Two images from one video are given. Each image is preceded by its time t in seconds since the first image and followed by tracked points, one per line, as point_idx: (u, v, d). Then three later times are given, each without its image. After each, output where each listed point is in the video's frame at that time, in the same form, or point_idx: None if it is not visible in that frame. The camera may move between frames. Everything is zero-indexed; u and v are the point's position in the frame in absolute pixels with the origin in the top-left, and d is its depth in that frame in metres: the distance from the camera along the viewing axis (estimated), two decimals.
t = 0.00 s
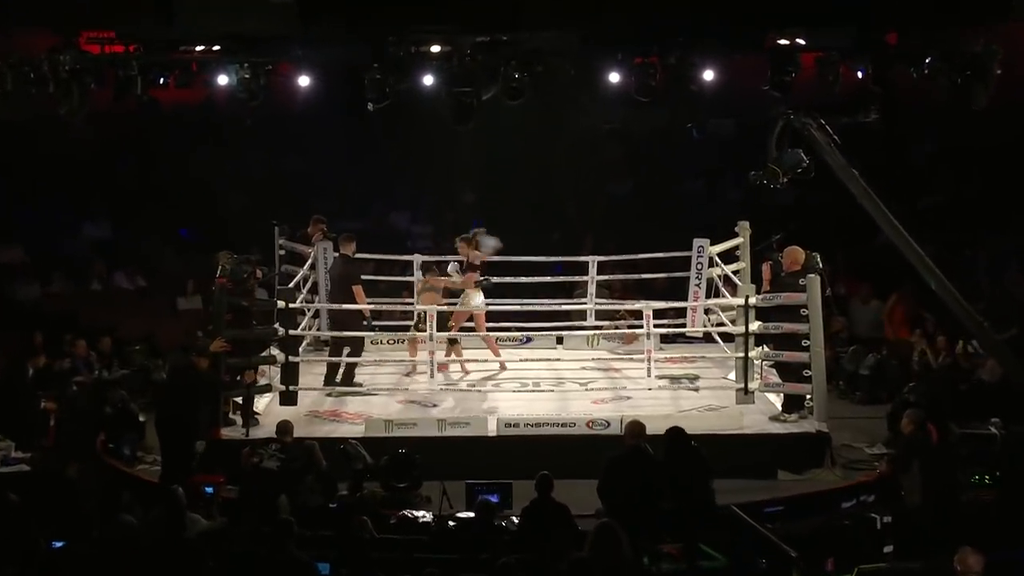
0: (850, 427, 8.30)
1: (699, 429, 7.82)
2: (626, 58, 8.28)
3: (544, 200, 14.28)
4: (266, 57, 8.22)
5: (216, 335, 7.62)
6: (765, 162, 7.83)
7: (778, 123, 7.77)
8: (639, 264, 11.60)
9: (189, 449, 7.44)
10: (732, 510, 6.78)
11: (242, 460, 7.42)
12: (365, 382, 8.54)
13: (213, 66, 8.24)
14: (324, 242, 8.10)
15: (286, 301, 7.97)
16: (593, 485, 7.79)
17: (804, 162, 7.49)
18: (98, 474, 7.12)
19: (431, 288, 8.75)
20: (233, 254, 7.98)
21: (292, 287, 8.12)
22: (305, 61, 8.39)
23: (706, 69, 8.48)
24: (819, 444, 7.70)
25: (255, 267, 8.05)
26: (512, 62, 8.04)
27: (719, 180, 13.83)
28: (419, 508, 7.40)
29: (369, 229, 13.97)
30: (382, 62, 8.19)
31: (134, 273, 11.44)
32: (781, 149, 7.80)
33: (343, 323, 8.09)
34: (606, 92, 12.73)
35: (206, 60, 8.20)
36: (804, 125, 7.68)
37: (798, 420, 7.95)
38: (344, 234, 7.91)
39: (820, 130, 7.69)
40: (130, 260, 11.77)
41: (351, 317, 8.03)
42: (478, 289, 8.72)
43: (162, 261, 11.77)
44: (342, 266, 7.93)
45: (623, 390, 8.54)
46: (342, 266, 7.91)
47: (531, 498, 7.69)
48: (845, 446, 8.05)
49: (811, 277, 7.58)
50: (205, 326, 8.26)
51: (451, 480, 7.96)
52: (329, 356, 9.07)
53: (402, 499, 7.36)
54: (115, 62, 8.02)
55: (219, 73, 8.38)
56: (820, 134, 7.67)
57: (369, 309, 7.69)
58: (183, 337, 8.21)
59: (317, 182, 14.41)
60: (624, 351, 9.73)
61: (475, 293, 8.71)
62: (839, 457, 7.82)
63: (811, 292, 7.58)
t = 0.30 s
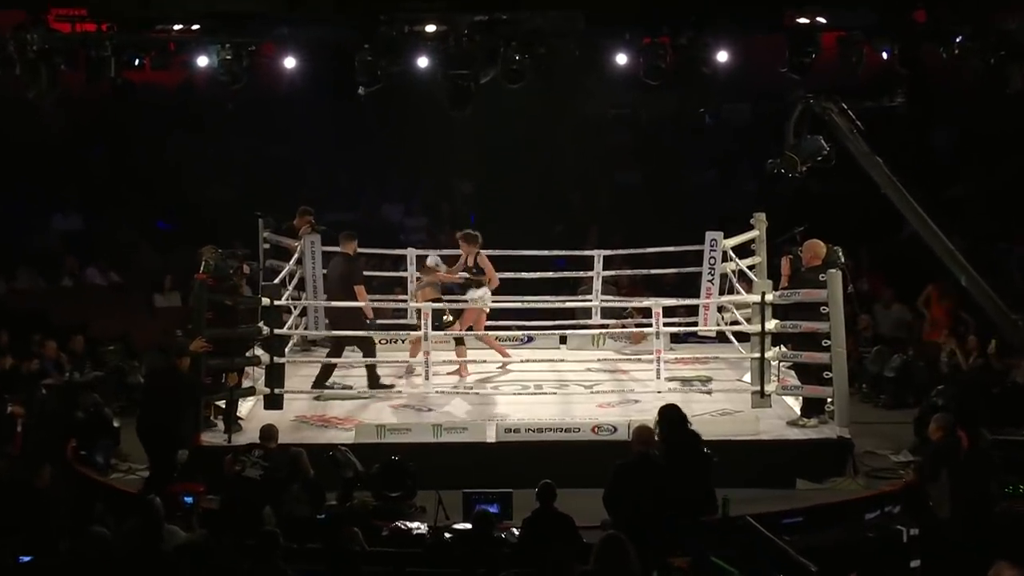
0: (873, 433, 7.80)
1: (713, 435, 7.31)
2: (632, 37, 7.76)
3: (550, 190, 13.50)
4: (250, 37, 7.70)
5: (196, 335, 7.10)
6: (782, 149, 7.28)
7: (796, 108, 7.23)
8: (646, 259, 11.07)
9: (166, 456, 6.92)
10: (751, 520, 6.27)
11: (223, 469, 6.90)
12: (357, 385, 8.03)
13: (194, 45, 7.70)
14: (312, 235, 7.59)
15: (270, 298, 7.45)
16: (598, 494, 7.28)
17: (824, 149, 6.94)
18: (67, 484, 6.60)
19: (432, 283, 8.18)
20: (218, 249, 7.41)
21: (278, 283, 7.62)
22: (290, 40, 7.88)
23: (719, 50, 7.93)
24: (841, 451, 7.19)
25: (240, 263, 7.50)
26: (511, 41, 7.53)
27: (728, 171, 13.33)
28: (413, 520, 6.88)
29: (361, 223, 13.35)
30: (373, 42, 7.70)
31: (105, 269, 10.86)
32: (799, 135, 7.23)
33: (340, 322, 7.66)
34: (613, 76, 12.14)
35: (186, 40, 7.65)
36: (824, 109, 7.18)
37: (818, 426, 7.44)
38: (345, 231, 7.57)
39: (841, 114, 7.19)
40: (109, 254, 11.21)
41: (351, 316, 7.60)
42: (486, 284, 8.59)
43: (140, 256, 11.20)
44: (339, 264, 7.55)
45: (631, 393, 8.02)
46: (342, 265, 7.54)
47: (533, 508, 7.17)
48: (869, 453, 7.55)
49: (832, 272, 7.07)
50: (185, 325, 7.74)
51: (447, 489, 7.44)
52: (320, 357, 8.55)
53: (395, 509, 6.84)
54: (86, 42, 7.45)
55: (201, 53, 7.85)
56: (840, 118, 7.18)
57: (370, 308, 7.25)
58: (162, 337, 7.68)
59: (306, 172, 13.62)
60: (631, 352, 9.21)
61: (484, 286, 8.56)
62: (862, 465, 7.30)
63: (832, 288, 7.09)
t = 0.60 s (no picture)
0: (896, 441, 7.34)
1: (728, 441, 6.83)
2: (640, 16, 7.28)
3: (551, 183, 13.02)
4: (233, 16, 7.24)
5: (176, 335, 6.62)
6: (802, 136, 6.80)
7: (817, 93, 6.75)
8: (653, 255, 10.59)
9: (140, 464, 6.45)
10: (770, 533, 5.81)
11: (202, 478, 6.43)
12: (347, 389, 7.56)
13: (172, 25, 7.25)
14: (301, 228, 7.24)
15: (253, 297, 6.96)
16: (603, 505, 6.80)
17: (847, 137, 6.43)
18: (33, 494, 6.10)
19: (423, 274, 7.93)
20: (199, 243, 6.78)
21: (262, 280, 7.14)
22: (277, 21, 7.43)
23: (734, 31, 7.45)
24: (865, 459, 6.73)
25: (223, 258, 7.00)
26: (512, 20, 7.08)
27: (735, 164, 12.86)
28: (406, 533, 6.41)
29: (353, 215, 12.84)
30: (366, 23, 7.25)
31: (80, 263, 10.36)
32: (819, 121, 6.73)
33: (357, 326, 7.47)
34: (620, 57, 11.75)
35: (165, 19, 7.19)
36: (848, 93, 6.77)
37: (839, 433, 6.97)
38: (364, 230, 7.57)
39: (864, 99, 6.85)
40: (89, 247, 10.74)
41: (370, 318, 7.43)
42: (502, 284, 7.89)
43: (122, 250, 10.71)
44: (357, 265, 7.54)
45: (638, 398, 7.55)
46: (361, 266, 7.53)
47: (534, 520, 6.70)
48: (893, 462, 7.08)
49: (855, 269, 6.60)
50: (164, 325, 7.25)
51: (443, 500, 6.96)
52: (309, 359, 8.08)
53: (387, 521, 6.37)
54: (56, 20, 7.01)
55: (180, 33, 7.41)
56: (864, 104, 6.79)
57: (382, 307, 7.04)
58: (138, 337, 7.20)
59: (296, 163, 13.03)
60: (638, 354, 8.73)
61: (501, 287, 7.87)
62: (887, 475, 6.83)
63: (855, 285, 6.62)
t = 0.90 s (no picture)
0: (922, 449, 6.89)
1: (742, 450, 6.38)
2: None
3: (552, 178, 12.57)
4: None
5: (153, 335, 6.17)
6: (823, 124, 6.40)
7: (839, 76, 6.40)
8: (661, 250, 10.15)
9: (116, 473, 5.96)
10: (788, 546, 5.31)
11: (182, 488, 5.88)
12: (337, 393, 7.09)
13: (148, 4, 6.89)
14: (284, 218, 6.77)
15: (236, 295, 6.50)
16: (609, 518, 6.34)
17: (873, 123, 6.02)
18: None
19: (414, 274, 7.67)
20: (176, 236, 6.37)
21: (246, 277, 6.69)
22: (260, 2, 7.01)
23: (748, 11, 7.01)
24: (889, 469, 6.27)
25: (202, 252, 6.56)
26: None
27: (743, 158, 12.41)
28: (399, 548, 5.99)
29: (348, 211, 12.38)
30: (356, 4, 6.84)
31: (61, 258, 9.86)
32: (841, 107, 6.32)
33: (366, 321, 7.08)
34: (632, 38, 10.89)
35: None
36: (873, 78, 6.79)
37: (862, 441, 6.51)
38: (379, 221, 7.09)
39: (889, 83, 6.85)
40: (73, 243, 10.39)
41: (379, 314, 7.04)
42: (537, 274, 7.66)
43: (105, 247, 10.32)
44: (370, 259, 7.13)
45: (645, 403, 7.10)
46: (379, 260, 7.12)
47: (536, 534, 6.23)
48: (920, 471, 6.63)
49: (880, 265, 6.15)
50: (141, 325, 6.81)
51: (438, 512, 6.50)
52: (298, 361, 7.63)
53: (378, 535, 5.91)
54: None
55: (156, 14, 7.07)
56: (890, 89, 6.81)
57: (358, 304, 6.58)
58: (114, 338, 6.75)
59: (289, 157, 12.57)
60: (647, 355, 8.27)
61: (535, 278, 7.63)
62: (913, 486, 6.34)
63: (879, 282, 6.19)
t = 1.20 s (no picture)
0: (952, 459, 6.48)
1: (757, 460, 5.97)
2: None
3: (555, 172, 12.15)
4: None
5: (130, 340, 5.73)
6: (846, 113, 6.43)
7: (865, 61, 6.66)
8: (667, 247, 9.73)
9: (94, 486, 5.58)
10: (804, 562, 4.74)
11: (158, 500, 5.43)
12: (326, 399, 6.66)
13: None
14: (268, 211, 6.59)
15: (217, 294, 6.09)
16: (614, 531, 5.94)
17: (899, 109, 6.03)
18: None
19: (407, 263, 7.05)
20: (153, 231, 5.91)
21: (227, 275, 6.25)
22: None
23: None
24: (917, 480, 5.84)
25: (181, 248, 6.11)
26: None
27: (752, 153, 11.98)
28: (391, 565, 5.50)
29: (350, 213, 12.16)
30: None
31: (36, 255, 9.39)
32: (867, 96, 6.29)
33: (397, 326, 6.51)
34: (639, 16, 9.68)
35: None
36: (902, 61, 7.24)
37: (886, 450, 6.10)
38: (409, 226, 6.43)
39: (916, 68, 7.29)
40: (52, 237, 9.95)
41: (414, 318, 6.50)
42: (592, 274, 7.15)
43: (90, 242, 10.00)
44: (400, 261, 6.53)
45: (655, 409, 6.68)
46: (411, 263, 6.53)
47: (538, 550, 5.82)
48: (949, 483, 6.21)
49: (906, 262, 5.74)
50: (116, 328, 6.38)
51: (434, 525, 6.07)
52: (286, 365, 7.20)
53: (368, 552, 5.47)
54: None
55: None
56: (919, 73, 7.26)
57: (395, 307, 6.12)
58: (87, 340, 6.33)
59: (281, 150, 12.13)
60: (655, 358, 7.84)
61: (590, 278, 7.12)
62: (942, 499, 5.93)
63: (905, 280, 5.77)
